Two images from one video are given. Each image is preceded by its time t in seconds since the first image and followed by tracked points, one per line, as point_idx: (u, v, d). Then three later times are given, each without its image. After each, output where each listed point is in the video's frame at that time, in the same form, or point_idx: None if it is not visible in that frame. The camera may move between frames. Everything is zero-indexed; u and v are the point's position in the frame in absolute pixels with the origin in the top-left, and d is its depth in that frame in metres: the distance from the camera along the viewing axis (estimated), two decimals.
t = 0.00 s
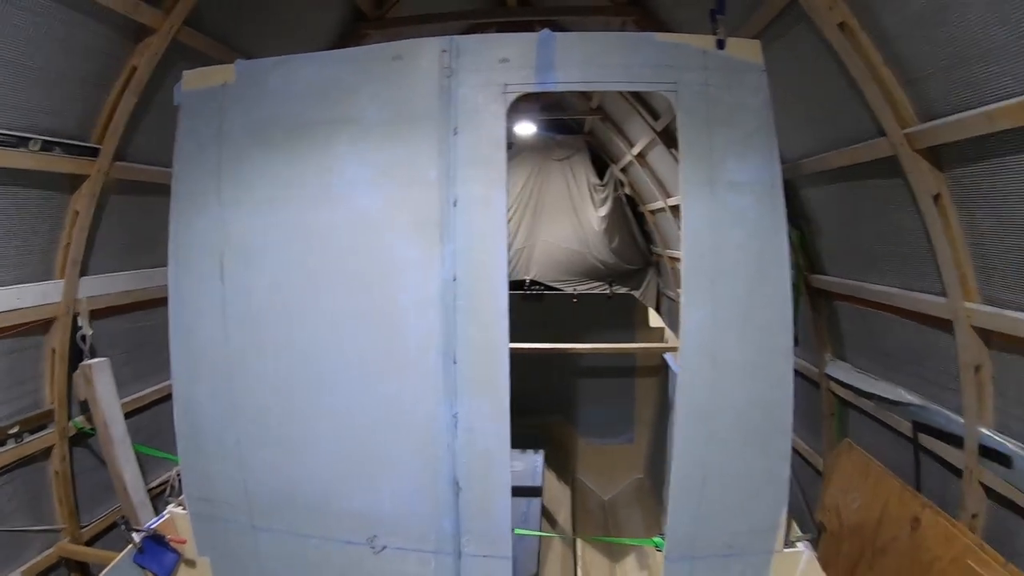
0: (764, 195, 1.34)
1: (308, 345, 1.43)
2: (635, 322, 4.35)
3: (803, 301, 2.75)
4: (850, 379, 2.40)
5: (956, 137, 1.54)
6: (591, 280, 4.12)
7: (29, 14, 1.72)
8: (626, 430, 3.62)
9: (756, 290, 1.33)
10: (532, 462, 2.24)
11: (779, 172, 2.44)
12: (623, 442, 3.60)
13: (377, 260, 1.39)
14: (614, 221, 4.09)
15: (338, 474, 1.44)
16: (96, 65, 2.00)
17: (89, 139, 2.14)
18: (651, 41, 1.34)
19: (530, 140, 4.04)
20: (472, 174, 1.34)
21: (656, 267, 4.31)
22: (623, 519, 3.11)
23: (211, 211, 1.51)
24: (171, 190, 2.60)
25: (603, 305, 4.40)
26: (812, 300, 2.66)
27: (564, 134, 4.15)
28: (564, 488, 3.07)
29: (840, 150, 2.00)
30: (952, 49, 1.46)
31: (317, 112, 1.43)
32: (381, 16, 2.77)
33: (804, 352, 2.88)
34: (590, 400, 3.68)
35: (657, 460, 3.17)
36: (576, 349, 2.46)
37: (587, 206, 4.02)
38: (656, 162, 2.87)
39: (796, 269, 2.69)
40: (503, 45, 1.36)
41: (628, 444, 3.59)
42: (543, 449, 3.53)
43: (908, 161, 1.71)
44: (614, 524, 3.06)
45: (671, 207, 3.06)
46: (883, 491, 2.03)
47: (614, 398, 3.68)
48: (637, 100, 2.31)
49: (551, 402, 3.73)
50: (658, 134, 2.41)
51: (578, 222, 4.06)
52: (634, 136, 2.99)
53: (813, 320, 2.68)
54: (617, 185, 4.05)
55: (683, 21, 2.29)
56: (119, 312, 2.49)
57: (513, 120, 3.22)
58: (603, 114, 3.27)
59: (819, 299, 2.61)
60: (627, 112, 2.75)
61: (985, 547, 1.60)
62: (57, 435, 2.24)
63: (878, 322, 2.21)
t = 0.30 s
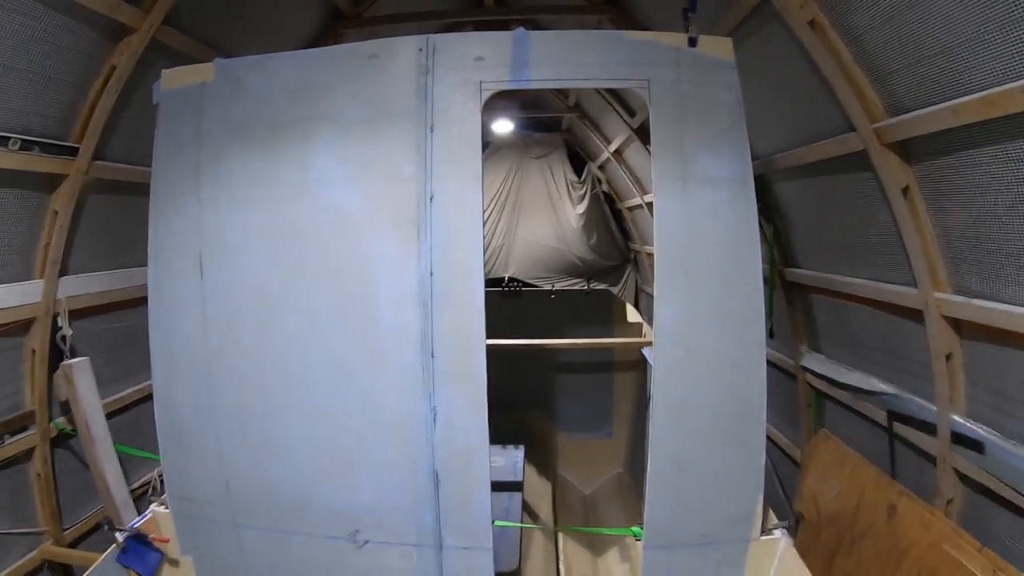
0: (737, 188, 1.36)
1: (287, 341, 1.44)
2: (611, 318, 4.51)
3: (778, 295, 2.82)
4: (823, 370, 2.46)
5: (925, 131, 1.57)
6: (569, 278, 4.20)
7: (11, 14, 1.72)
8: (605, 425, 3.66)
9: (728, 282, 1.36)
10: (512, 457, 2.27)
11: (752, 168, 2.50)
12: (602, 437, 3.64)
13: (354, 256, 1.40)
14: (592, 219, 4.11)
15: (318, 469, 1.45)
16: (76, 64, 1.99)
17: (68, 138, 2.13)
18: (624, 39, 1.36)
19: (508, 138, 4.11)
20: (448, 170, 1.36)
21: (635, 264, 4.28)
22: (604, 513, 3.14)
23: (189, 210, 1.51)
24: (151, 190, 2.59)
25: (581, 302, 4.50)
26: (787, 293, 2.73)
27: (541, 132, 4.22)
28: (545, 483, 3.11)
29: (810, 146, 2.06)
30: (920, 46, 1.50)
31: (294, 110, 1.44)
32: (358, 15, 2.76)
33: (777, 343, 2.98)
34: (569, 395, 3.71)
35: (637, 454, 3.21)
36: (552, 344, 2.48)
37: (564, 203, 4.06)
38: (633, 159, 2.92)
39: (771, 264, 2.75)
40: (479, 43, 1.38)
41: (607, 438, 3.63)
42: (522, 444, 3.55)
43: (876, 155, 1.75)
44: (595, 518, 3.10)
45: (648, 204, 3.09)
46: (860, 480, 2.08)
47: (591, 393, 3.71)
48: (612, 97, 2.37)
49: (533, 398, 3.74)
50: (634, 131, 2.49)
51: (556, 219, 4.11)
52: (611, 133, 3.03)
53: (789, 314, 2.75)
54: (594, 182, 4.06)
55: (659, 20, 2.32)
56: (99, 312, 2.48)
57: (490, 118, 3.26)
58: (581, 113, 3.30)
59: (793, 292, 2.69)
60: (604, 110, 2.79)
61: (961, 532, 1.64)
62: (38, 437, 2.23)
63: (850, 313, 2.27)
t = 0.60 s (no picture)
0: (724, 186, 1.37)
1: (276, 338, 1.44)
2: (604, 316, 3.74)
3: (766, 293, 2.84)
4: (810, 368, 2.48)
5: (911, 131, 1.59)
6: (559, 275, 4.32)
7: None
8: (592, 423, 3.60)
9: (716, 279, 1.37)
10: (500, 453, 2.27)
11: (740, 166, 2.52)
12: (590, 435, 3.57)
13: (343, 253, 1.40)
14: (581, 217, 4.20)
15: (307, 466, 1.45)
16: (65, 60, 1.98)
17: (56, 134, 2.11)
18: (612, 37, 1.37)
19: (498, 137, 4.13)
20: (437, 166, 1.36)
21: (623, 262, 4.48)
22: (593, 510, 3.14)
23: (177, 207, 1.51)
24: (139, 186, 2.58)
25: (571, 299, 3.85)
26: (773, 291, 2.75)
27: (531, 131, 4.24)
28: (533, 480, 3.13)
29: (797, 145, 2.08)
30: (906, 47, 1.52)
31: (283, 105, 1.43)
32: (349, 12, 2.74)
33: (765, 341, 3.01)
34: (557, 393, 3.71)
35: (626, 451, 3.22)
36: (541, 342, 2.48)
37: (553, 202, 4.12)
38: (622, 157, 2.93)
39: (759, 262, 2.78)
40: (467, 41, 1.38)
41: (595, 435, 3.56)
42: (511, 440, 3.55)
43: (863, 154, 1.76)
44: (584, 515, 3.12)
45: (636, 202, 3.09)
46: (848, 477, 2.09)
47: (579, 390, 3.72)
48: (601, 96, 2.39)
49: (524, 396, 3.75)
50: (623, 130, 2.50)
51: (544, 218, 4.16)
52: (600, 132, 3.06)
53: (777, 312, 2.77)
54: (583, 181, 4.10)
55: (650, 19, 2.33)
56: (89, 309, 2.47)
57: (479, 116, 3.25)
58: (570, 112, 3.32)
59: (780, 290, 2.71)
60: (593, 108, 2.81)
61: (946, 527, 1.66)
62: (26, 434, 2.21)
63: (838, 311, 2.29)
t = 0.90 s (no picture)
0: (723, 189, 1.37)
1: (273, 340, 1.44)
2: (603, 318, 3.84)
3: (765, 296, 2.83)
4: (809, 371, 2.48)
5: (912, 134, 1.59)
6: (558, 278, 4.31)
7: None
8: (591, 426, 3.65)
9: (717, 282, 1.36)
10: (499, 457, 2.29)
11: (741, 168, 2.51)
12: (590, 437, 3.62)
13: (341, 254, 1.40)
14: (581, 219, 4.14)
15: (304, 468, 1.44)
16: (64, 60, 1.97)
17: (55, 134, 2.10)
18: (612, 39, 1.36)
19: (497, 138, 4.10)
20: (437, 168, 1.36)
21: (623, 264, 4.41)
22: (592, 512, 3.14)
23: (176, 208, 1.50)
24: (139, 187, 2.58)
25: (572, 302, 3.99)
26: (773, 294, 2.75)
27: (531, 133, 4.24)
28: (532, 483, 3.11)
29: (797, 148, 2.07)
30: (907, 49, 1.51)
31: (282, 106, 1.43)
32: (349, 13, 2.74)
33: (764, 344, 3.01)
34: (556, 395, 3.71)
35: (625, 453, 3.21)
36: (540, 344, 2.48)
37: (553, 203, 4.07)
38: (623, 159, 2.92)
39: (758, 265, 2.78)
40: (466, 42, 1.38)
41: (594, 438, 3.61)
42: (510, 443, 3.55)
43: (864, 156, 1.76)
44: (583, 518, 3.11)
45: (635, 205, 3.08)
46: (847, 480, 2.09)
47: (578, 393, 3.72)
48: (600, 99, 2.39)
49: (523, 397, 3.75)
50: (623, 132, 2.50)
51: (545, 219, 4.11)
52: (600, 134, 3.05)
53: (776, 315, 2.76)
54: (582, 183, 4.10)
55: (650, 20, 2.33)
56: (87, 310, 2.47)
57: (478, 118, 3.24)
58: (570, 114, 3.31)
59: (780, 293, 2.70)
60: (593, 110, 2.79)
61: (946, 532, 1.65)
62: (23, 435, 2.21)
63: (838, 314, 2.28)
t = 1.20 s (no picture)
0: (734, 196, 1.36)
1: (279, 349, 1.43)
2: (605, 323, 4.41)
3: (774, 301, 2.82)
4: (820, 378, 2.46)
5: (923, 139, 1.57)
6: (565, 284, 4.27)
7: (7, 17, 1.70)
8: (599, 433, 3.63)
9: (727, 290, 1.35)
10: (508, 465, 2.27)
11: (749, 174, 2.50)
12: (596, 444, 3.60)
13: (348, 262, 1.39)
14: (589, 225, 4.16)
15: (312, 477, 1.44)
16: (71, 68, 1.98)
17: (62, 142, 2.11)
18: (620, 45, 1.35)
19: (504, 145, 4.14)
20: (445, 176, 1.35)
21: (631, 270, 4.41)
22: (600, 519, 3.13)
23: (183, 217, 1.50)
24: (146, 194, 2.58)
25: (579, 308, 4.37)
26: (783, 300, 2.73)
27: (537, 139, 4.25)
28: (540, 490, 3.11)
29: (807, 153, 2.06)
30: (919, 55, 1.50)
31: (290, 115, 1.42)
32: (356, 20, 2.75)
33: (773, 350, 3.00)
34: (564, 402, 3.70)
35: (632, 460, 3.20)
36: (548, 352, 2.48)
37: (561, 210, 4.09)
38: (631, 165, 2.91)
39: (767, 270, 2.76)
40: (474, 50, 1.37)
41: (601, 445, 3.59)
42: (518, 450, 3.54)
43: (874, 162, 1.74)
44: (591, 525, 3.09)
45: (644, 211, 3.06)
46: (857, 487, 2.07)
47: (584, 399, 3.70)
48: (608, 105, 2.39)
49: (530, 404, 3.75)
50: (631, 139, 2.49)
51: (553, 225, 4.14)
52: (607, 140, 3.04)
53: (785, 321, 2.74)
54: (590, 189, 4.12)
55: (657, 26, 2.32)
56: (94, 317, 2.47)
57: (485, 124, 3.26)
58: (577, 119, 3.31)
59: (789, 299, 2.69)
60: (601, 117, 2.79)
61: (958, 541, 1.63)
62: (30, 443, 2.21)
63: (848, 320, 2.27)
